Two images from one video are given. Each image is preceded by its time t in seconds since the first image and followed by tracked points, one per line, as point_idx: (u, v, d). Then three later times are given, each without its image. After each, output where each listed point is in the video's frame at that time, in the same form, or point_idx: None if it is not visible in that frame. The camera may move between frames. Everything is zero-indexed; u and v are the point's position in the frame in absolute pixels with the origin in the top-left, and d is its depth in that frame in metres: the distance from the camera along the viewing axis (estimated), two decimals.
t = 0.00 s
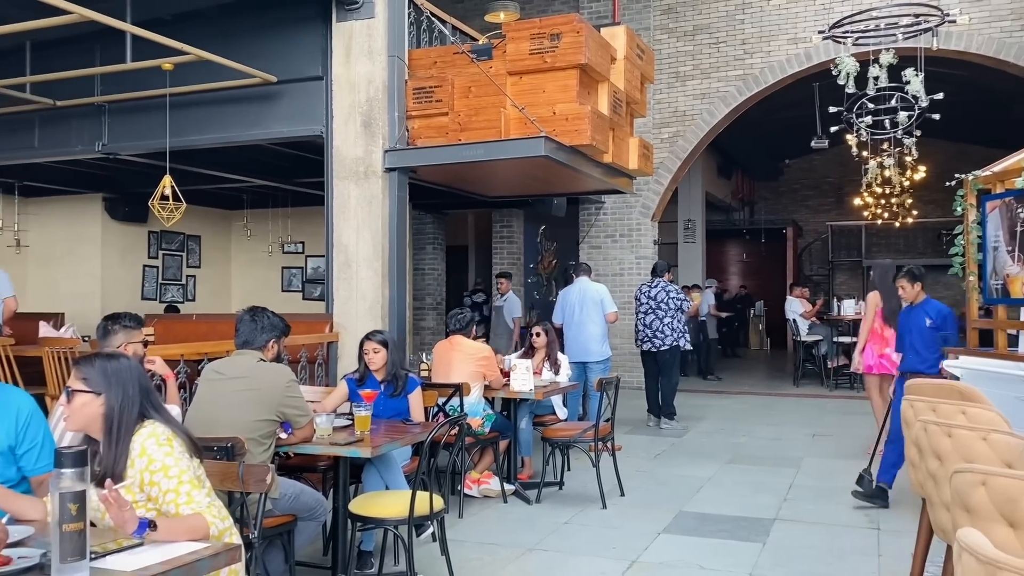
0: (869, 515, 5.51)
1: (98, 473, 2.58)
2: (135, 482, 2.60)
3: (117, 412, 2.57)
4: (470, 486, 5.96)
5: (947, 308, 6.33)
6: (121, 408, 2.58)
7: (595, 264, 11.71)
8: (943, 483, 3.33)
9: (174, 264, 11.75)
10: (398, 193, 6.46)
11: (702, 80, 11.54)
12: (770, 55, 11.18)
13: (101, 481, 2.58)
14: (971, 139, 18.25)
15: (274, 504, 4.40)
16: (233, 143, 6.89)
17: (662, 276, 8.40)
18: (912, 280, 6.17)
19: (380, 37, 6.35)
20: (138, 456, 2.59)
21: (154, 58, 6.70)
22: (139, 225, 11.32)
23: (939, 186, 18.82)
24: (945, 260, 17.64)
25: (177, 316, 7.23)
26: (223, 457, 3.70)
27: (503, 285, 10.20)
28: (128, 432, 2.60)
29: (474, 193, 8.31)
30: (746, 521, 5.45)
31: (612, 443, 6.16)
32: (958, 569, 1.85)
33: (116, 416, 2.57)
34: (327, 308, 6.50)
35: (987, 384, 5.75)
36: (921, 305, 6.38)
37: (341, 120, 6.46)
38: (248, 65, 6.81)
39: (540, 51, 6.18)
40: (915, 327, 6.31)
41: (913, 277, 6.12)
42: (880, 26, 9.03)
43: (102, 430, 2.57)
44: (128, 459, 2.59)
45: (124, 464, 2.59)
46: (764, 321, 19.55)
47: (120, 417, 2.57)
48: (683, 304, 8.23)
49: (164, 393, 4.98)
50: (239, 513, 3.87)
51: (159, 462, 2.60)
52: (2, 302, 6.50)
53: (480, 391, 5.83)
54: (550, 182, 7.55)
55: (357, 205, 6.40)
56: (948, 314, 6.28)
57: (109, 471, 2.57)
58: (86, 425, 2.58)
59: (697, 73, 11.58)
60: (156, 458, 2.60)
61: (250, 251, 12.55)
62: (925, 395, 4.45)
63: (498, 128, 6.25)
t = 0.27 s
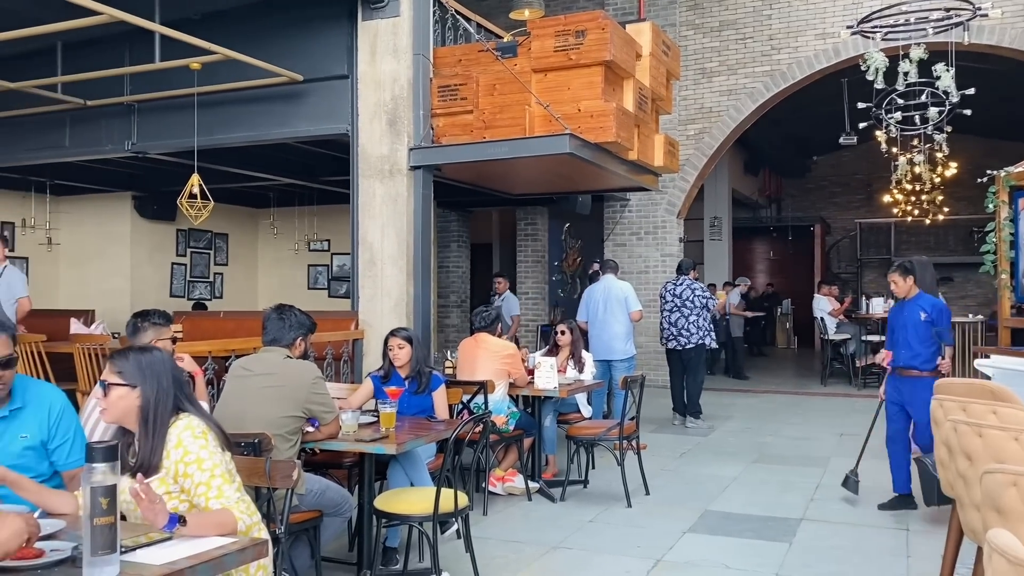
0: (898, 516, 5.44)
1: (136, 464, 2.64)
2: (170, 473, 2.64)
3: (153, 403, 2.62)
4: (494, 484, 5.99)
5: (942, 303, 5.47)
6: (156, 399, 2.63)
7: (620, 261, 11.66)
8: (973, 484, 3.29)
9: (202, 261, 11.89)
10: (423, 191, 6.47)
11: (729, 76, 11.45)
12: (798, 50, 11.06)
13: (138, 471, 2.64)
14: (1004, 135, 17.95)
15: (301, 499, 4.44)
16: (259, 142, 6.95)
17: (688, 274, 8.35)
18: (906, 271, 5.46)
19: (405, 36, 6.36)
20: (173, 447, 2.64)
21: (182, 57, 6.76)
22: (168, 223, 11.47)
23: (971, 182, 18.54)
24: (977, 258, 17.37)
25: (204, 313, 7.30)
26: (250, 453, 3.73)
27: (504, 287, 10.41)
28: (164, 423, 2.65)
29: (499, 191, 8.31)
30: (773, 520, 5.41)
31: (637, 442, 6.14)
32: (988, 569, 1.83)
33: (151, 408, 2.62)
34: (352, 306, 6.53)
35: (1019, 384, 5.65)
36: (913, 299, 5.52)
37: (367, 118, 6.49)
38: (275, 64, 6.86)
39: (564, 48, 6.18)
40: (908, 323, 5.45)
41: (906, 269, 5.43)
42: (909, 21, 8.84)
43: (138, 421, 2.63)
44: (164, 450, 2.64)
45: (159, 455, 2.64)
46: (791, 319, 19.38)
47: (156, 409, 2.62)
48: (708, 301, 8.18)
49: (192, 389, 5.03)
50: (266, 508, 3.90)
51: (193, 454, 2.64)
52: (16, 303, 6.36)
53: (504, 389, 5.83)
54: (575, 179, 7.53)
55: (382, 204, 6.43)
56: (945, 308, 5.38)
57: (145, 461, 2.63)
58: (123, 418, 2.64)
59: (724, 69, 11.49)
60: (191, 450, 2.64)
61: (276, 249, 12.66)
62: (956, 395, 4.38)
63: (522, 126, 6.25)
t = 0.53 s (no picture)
0: (930, 517, 5.37)
1: (177, 456, 2.69)
2: (210, 464, 2.70)
3: (192, 397, 2.67)
4: (521, 481, 6.01)
5: (947, 305, 5.25)
6: (196, 393, 2.67)
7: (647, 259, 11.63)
8: (1007, 485, 3.24)
9: (233, 259, 12.04)
10: (450, 189, 6.49)
11: (758, 73, 11.36)
12: (828, 46, 10.94)
13: (179, 463, 2.69)
14: None
15: (329, 494, 4.48)
16: (289, 140, 7.01)
17: (716, 272, 8.32)
18: (908, 271, 5.26)
19: (433, 34, 6.39)
20: (213, 439, 2.70)
21: (213, 57, 6.84)
22: (199, 221, 11.62)
23: (1006, 178, 18.22)
24: (1012, 256, 17.08)
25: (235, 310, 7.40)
26: (280, 448, 3.77)
27: (504, 282, 10.92)
28: (205, 415, 2.70)
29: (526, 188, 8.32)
30: (802, 520, 5.37)
31: (664, 441, 6.12)
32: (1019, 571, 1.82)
33: (191, 401, 2.67)
34: (380, 303, 6.58)
35: None
36: (916, 300, 5.31)
37: (395, 117, 6.52)
38: (304, 63, 6.92)
39: (592, 46, 6.17)
40: (908, 324, 5.27)
41: (907, 270, 5.23)
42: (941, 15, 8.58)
43: (179, 414, 2.68)
44: (204, 441, 2.69)
45: (199, 447, 2.69)
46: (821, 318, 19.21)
47: (195, 402, 2.67)
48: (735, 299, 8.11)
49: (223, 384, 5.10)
50: (296, 503, 3.94)
51: (233, 446, 2.70)
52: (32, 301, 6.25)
53: (531, 386, 5.84)
54: (603, 177, 7.52)
55: (409, 201, 6.47)
56: (947, 310, 5.17)
57: (186, 453, 2.67)
58: (164, 411, 2.69)
59: (753, 65, 11.41)
60: (231, 442, 2.70)
61: (305, 247, 12.79)
62: (990, 395, 4.32)
63: (550, 123, 6.27)
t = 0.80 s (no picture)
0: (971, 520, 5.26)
1: (223, 450, 2.73)
2: (254, 457, 2.74)
3: (239, 391, 2.73)
4: (553, 479, 6.00)
5: (958, 308, 5.04)
6: (242, 387, 2.74)
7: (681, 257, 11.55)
8: None
9: (268, 256, 12.21)
10: (482, 187, 6.48)
11: (795, 68, 11.23)
12: (866, 41, 10.76)
13: (225, 457, 2.74)
14: None
15: (363, 490, 4.51)
16: (323, 139, 7.07)
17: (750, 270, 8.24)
18: (916, 271, 5.08)
19: (466, 32, 6.39)
20: (258, 430, 2.74)
21: (249, 57, 6.92)
22: (235, 219, 11.78)
23: None
24: None
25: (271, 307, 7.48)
26: (314, 445, 3.81)
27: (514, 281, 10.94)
28: (251, 409, 2.75)
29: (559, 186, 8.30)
30: (838, 521, 5.29)
31: (698, 440, 6.07)
32: None
33: (236, 395, 2.73)
34: (413, 300, 6.61)
35: None
36: (926, 300, 5.13)
37: (428, 115, 6.55)
38: (338, 62, 6.97)
39: (626, 42, 6.15)
40: (914, 324, 5.11)
41: (915, 269, 5.06)
42: (984, 9, 8.41)
43: (225, 408, 2.73)
44: (249, 434, 2.74)
45: (245, 441, 2.73)
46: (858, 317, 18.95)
47: (241, 396, 2.73)
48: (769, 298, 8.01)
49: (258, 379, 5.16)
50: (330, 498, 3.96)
51: (276, 438, 2.74)
52: (61, 296, 6.32)
53: (563, 384, 5.82)
54: (636, 174, 7.47)
55: (442, 199, 6.48)
56: (955, 312, 4.97)
57: (232, 447, 2.72)
58: (210, 405, 2.75)
59: (789, 61, 11.27)
60: (275, 434, 2.74)
61: (339, 245, 12.94)
62: None
63: (583, 120, 6.20)
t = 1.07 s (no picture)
0: (1013, 523, 5.16)
1: (268, 443, 2.79)
2: (298, 449, 2.81)
3: (285, 385, 2.80)
4: (584, 477, 5.98)
5: (962, 300, 4.98)
6: (288, 381, 2.80)
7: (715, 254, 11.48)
8: None
9: (303, 254, 12.42)
10: (515, 185, 6.50)
11: (831, 64, 11.08)
12: (905, 35, 10.59)
13: (270, 450, 2.79)
14: None
15: (396, 485, 4.54)
16: (357, 137, 7.13)
17: (784, 268, 8.15)
18: (917, 266, 5.03)
19: (499, 29, 6.41)
20: (303, 423, 2.81)
21: (284, 56, 7.00)
22: (271, 217, 11.94)
23: None
24: None
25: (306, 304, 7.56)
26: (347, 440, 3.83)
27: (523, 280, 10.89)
28: (296, 403, 2.82)
29: (591, 184, 8.28)
30: (874, 522, 5.22)
31: (731, 439, 6.03)
32: None
33: (284, 389, 2.79)
34: (445, 298, 6.65)
35: None
36: (929, 296, 5.07)
37: (460, 113, 6.57)
38: (372, 60, 7.02)
39: (659, 39, 6.10)
40: (920, 323, 5.07)
41: (911, 266, 5.02)
42: None
43: (272, 403, 2.80)
44: (295, 427, 2.81)
45: (290, 434, 2.80)
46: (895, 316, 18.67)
47: (288, 390, 2.79)
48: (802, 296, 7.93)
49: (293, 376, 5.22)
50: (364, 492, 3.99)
51: (319, 431, 2.81)
52: (83, 292, 6.27)
53: (595, 382, 5.81)
54: (669, 172, 7.44)
55: (474, 198, 6.50)
56: (958, 307, 4.92)
57: (277, 440, 2.78)
58: (256, 400, 2.81)
59: (826, 57, 11.14)
60: (319, 427, 2.81)
61: (373, 243, 13.06)
62: None
63: (615, 117, 6.23)
